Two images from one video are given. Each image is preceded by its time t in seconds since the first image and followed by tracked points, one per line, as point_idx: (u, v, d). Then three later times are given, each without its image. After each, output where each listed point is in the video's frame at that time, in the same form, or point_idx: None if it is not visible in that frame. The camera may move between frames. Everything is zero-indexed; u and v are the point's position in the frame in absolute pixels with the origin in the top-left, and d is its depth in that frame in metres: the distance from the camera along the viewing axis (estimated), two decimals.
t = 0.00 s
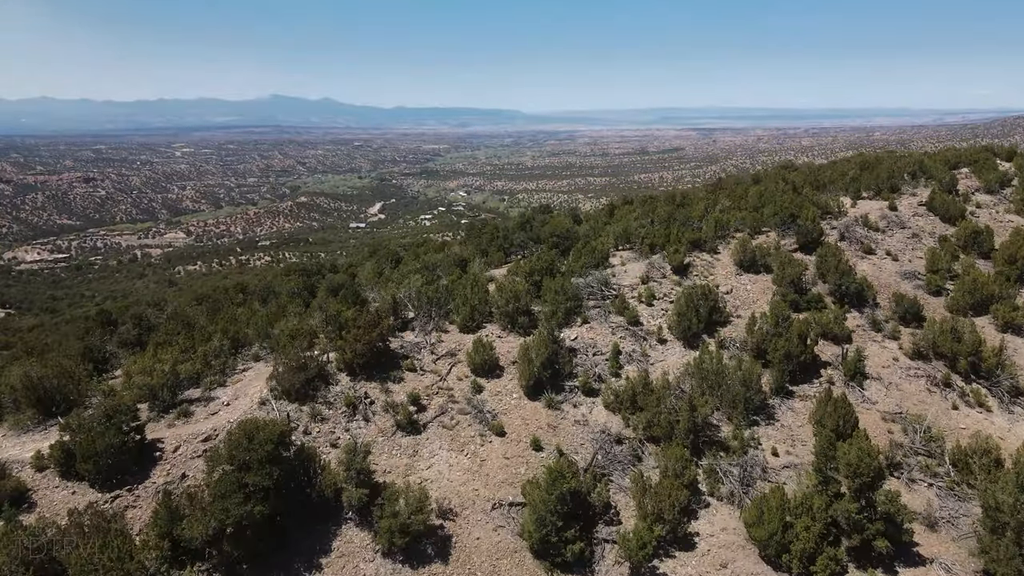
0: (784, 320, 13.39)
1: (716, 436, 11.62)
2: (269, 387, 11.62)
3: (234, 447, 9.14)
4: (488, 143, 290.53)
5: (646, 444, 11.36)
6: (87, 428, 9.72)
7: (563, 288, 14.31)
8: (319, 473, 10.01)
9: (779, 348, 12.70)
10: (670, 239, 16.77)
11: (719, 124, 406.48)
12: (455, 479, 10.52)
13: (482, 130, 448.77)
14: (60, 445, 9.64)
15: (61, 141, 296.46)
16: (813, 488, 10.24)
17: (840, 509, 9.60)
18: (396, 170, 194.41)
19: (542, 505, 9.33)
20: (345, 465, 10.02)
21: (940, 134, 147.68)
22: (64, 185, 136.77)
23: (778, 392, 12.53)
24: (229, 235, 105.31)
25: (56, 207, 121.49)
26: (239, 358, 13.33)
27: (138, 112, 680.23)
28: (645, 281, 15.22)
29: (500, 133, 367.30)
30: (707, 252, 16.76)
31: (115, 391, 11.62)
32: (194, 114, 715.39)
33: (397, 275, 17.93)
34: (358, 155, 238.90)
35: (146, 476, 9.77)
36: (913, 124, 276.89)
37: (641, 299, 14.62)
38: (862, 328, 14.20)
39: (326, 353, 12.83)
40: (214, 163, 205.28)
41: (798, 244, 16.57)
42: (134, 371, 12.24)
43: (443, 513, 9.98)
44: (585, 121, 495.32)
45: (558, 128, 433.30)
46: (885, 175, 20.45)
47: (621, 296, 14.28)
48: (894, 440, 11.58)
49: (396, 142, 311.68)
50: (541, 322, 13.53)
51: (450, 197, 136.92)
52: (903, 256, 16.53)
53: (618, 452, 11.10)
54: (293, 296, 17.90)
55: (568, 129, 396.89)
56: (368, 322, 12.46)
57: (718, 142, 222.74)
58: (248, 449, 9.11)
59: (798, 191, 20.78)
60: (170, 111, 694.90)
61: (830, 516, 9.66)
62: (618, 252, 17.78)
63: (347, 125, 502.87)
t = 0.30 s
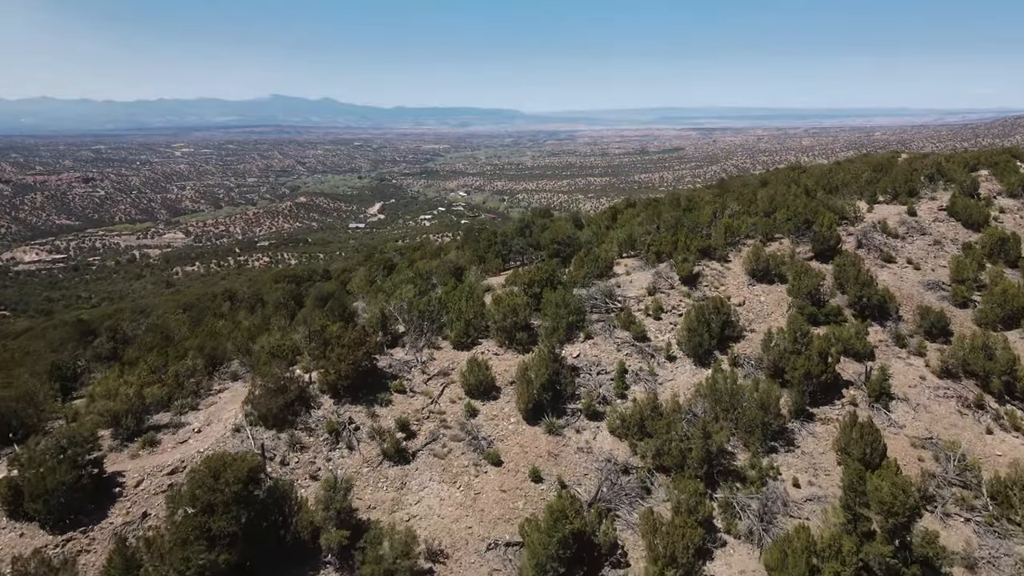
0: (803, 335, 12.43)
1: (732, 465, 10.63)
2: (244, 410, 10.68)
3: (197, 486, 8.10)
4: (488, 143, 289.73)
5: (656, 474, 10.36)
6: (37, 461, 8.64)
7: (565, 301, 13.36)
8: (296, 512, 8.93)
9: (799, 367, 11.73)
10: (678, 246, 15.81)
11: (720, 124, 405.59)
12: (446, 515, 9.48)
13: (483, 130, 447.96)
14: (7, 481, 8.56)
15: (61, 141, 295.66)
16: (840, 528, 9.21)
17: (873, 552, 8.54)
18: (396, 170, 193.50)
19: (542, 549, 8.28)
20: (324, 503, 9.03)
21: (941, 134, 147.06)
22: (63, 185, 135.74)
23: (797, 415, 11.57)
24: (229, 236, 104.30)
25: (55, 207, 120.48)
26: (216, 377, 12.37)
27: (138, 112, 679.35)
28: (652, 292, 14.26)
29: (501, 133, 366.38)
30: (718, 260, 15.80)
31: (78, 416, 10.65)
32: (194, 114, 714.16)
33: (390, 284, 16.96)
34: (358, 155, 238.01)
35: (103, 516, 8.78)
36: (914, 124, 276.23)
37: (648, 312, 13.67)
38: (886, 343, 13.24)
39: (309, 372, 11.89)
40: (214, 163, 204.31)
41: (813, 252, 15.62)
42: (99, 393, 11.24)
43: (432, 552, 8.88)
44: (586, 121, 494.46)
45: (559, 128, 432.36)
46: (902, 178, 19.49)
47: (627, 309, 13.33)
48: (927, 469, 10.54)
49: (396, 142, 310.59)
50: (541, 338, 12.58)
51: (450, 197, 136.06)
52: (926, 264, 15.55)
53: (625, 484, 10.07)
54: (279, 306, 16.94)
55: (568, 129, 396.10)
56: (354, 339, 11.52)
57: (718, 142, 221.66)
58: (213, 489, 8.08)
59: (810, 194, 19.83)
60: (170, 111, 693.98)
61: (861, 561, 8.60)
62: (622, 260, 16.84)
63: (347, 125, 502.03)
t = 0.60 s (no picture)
0: (825, 354, 11.45)
1: (751, 501, 9.61)
2: (214, 440, 9.72)
3: (149, 538, 7.07)
4: (488, 143, 289.09)
5: (667, 510, 9.30)
6: None
7: (567, 316, 12.42)
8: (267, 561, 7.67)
9: (822, 391, 10.74)
10: (687, 255, 14.86)
11: (721, 124, 404.96)
12: (433, 560, 8.41)
13: (483, 130, 447.22)
14: None
15: (61, 141, 294.72)
16: None
17: None
18: (396, 170, 192.78)
19: None
20: (296, 551, 7.84)
21: (942, 134, 146.48)
22: (62, 185, 134.91)
23: (820, 443, 10.59)
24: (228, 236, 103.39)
25: (54, 207, 119.64)
26: (187, 401, 11.41)
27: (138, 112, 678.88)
28: (660, 305, 13.31)
29: (501, 134, 365.90)
30: (729, 269, 14.85)
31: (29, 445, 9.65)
32: (194, 114, 713.50)
33: (380, 295, 16.00)
34: (358, 155, 237.24)
35: (48, 567, 7.60)
36: (915, 124, 275.47)
37: (655, 327, 12.71)
38: (912, 361, 12.30)
39: (288, 396, 10.93)
40: (214, 163, 203.39)
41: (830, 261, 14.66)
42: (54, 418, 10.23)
43: None
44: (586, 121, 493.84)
45: (559, 128, 431.53)
46: (921, 181, 18.50)
47: (633, 325, 12.37)
48: (966, 505, 9.46)
49: (396, 142, 309.67)
50: (541, 358, 11.62)
51: (450, 197, 135.30)
52: (950, 275, 14.57)
53: (633, 523, 8.98)
54: (263, 319, 15.98)
55: (569, 129, 395.43)
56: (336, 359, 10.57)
57: (719, 142, 221.11)
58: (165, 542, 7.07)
59: (824, 199, 18.88)
60: (169, 111, 693.26)
61: None
62: (626, 270, 15.90)
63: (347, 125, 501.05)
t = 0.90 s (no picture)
0: (850, 377, 10.47)
1: (776, 543, 8.54)
2: (178, 476, 8.75)
3: None
4: (488, 143, 288.41)
5: (681, 554, 8.20)
6: None
7: (569, 331, 11.47)
8: None
9: (849, 417, 9.76)
10: (697, 265, 13.92)
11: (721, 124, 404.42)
12: None
13: (485, 129, 447.66)
14: None
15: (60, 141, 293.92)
16: None
17: None
18: (396, 170, 192.01)
19: None
20: None
21: (942, 134, 145.98)
22: (61, 185, 134.04)
23: (847, 476, 9.58)
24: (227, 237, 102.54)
25: (53, 207, 118.75)
26: (155, 428, 10.47)
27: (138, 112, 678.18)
28: (668, 320, 12.37)
29: (501, 133, 365.27)
30: (741, 280, 13.91)
31: None
32: (194, 113, 712.99)
33: (370, 307, 15.04)
34: (358, 155, 236.42)
35: None
36: (912, 123, 276.05)
37: (664, 345, 11.75)
38: (942, 382, 11.31)
39: (263, 423, 9.96)
40: (213, 163, 202.47)
41: (850, 271, 13.73)
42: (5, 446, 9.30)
43: None
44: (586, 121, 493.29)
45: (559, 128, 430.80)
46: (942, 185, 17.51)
47: (640, 342, 11.43)
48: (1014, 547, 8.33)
49: (396, 142, 309.02)
50: (541, 380, 10.67)
51: (449, 197, 134.57)
52: (979, 285, 13.57)
53: (643, 569, 7.88)
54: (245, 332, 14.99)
55: (569, 129, 394.82)
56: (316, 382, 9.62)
57: (719, 142, 220.55)
58: None
59: (839, 203, 17.91)
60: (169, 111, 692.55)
61: None
62: (632, 280, 14.98)
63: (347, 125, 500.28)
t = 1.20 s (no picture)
0: (880, 404, 9.49)
1: None
2: (134, 522, 7.77)
3: None
4: (488, 143, 289.69)
5: None
6: None
7: (572, 352, 10.52)
8: None
9: (881, 451, 8.79)
10: (707, 277, 13.00)
11: (721, 124, 403.75)
12: None
13: (485, 129, 446.77)
14: None
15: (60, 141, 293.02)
16: None
17: None
18: (395, 170, 191.29)
19: None
20: None
21: (942, 133, 146.10)
22: (60, 185, 133.13)
23: (881, 518, 8.55)
24: (226, 237, 101.68)
25: (52, 208, 117.88)
26: (118, 461, 9.58)
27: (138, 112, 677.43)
28: (678, 339, 11.44)
29: (500, 134, 364.82)
30: (756, 293, 12.97)
31: None
32: (194, 114, 712.00)
33: (358, 321, 14.13)
34: (358, 155, 235.55)
35: None
36: (913, 123, 275.52)
37: (675, 367, 10.82)
38: (979, 408, 10.28)
39: (234, 458, 9.01)
40: (213, 163, 201.54)
41: (873, 284, 12.77)
42: None
43: None
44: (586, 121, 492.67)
45: (559, 128, 430.00)
46: (965, 190, 16.53)
47: (649, 365, 10.48)
48: None
49: (395, 142, 307.93)
50: (541, 408, 9.73)
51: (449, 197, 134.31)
52: (1012, 298, 12.54)
53: None
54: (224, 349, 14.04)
55: (569, 129, 394.36)
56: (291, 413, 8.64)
57: (718, 142, 219.62)
58: None
59: (854, 208, 16.96)
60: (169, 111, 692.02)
61: None
62: (638, 293, 14.05)
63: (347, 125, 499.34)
